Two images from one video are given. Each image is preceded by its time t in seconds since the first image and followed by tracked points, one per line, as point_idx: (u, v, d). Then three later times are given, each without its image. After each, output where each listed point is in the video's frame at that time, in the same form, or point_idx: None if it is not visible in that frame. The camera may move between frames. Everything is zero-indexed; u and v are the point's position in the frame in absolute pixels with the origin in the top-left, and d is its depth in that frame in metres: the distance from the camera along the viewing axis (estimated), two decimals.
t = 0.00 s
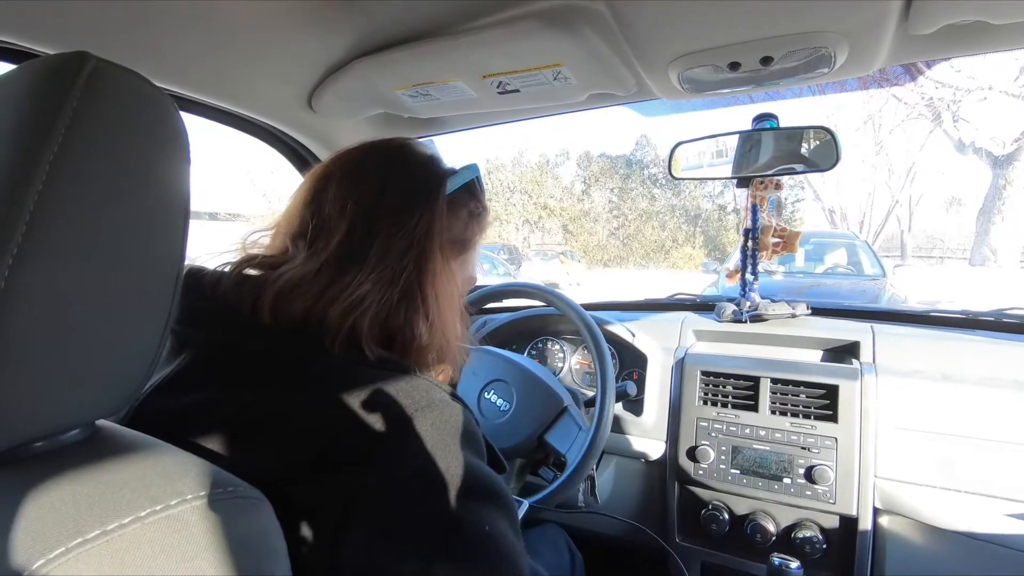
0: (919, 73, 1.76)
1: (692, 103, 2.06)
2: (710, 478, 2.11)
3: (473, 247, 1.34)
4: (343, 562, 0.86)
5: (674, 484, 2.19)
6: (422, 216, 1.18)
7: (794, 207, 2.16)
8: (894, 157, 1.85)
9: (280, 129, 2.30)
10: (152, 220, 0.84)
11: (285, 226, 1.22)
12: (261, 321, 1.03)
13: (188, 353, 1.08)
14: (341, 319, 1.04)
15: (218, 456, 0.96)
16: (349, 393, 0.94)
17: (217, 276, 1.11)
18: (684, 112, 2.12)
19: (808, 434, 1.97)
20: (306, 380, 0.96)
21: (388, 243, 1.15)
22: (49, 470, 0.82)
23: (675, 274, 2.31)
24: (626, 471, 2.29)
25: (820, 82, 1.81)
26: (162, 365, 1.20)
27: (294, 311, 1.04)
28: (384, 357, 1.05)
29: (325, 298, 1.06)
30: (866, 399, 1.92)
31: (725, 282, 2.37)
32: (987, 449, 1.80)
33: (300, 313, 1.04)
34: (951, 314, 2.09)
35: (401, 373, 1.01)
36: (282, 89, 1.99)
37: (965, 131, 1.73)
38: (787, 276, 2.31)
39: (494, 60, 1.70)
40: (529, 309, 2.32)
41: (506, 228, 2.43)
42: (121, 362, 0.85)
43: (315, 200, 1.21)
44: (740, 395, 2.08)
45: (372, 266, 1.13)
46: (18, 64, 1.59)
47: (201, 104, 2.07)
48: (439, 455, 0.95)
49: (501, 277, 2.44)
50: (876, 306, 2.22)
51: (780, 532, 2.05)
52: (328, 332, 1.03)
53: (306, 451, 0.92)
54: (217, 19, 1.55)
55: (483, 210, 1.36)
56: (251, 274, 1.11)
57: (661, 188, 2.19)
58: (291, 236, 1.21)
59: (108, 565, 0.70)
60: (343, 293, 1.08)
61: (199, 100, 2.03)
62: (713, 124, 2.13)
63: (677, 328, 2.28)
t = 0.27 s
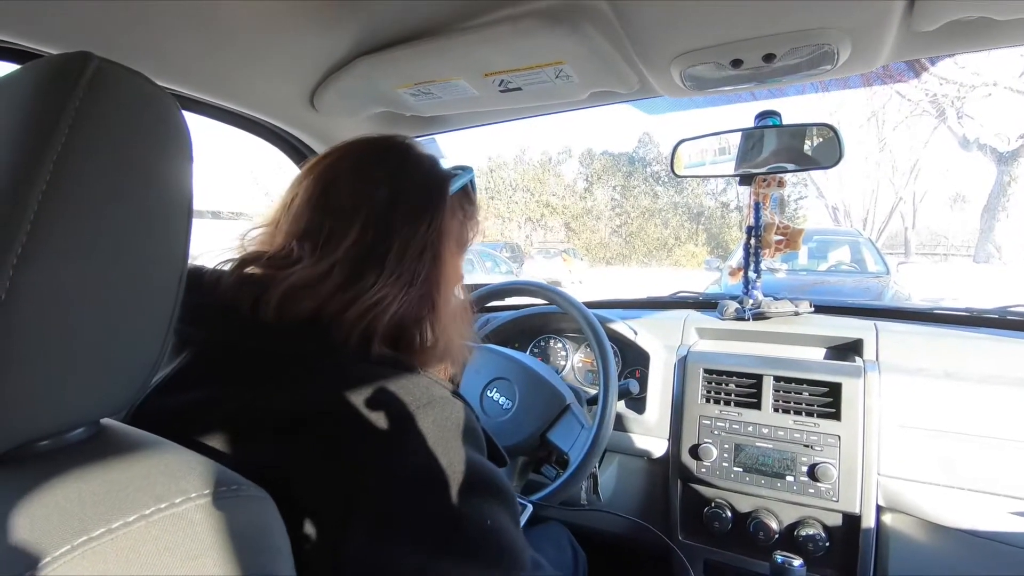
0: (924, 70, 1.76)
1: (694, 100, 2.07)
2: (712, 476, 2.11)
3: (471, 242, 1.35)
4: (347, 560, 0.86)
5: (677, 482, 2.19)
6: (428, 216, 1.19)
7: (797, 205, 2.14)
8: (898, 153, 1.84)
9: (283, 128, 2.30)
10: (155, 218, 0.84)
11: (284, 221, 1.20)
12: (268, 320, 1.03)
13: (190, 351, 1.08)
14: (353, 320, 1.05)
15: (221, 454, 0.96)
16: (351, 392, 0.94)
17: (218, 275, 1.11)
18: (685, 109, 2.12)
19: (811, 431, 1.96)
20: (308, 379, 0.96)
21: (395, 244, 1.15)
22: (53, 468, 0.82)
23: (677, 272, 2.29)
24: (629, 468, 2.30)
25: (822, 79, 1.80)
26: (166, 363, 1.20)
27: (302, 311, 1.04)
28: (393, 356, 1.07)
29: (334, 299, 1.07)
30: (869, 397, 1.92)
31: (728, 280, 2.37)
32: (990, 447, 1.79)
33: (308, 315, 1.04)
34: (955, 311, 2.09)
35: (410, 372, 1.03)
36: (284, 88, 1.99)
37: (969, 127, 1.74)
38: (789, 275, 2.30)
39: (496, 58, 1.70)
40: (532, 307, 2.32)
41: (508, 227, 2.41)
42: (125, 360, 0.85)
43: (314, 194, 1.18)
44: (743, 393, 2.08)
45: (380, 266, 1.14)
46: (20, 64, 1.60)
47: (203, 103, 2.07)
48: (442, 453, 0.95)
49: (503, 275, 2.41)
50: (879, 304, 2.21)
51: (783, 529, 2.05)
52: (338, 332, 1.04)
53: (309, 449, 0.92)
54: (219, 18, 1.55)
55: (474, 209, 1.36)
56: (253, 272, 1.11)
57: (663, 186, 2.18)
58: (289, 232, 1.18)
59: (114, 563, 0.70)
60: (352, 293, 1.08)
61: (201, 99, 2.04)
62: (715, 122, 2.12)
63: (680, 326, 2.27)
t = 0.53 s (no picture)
0: (927, 67, 1.74)
1: (697, 96, 2.05)
2: (715, 473, 2.11)
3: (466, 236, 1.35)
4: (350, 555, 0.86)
5: (679, 479, 2.18)
6: (427, 210, 1.19)
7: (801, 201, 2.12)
8: (901, 151, 1.84)
9: (285, 124, 2.29)
10: (157, 213, 0.83)
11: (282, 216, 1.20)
12: (271, 315, 1.03)
13: (192, 346, 1.08)
14: (359, 315, 1.05)
15: (226, 448, 0.96)
16: (353, 387, 0.93)
17: (220, 271, 1.11)
18: (688, 104, 2.11)
19: (814, 428, 1.96)
20: (310, 374, 0.96)
21: (396, 239, 1.15)
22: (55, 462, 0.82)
23: (679, 269, 2.29)
24: (631, 465, 2.30)
25: (827, 74, 1.79)
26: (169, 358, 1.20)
27: (305, 306, 1.04)
28: (397, 350, 1.08)
29: (338, 293, 1.06)
30: (873, 395, 1.92)
31: (731, 277, 2.37)
32: (995, 444, 1.78)
33: (311, 309, 1.04)
34: (960, 308, 2.07)
35: (414, 366, 1.03)
36: (286, 83, 1.99)
37: (972, 125, 1.72)
38: (793, 272, 2.27)
39: (498, 53, 1.69)
40: (534, 304, 2.32)
41: (510, 225, 2.37)
42: (128, 354, 0.85)
43: (313, 189, 1.17)
44: (746, 390, 2.07)
45: (382, 260, 1.14)
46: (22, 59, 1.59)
47: (205, 99, 2.07)
48: (444, 449, 0.95)
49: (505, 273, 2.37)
50: (882, 301, 2.21)
51: (786, 526, 2.05)
52: (342, 327, 1.04)
53: (311, 444, 0.91)
54: (220, 13, 1.55)
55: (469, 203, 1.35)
56: (254, 268, 1.10)
57: (667, 182, 2.17)
58: (289, 227, 1.18)
59: (118, 555, 0.71)
60: (355, 288, 1.08)
61: (203, 95, 2.03)
62: (719, 119, 2.11)
63: (683, 324, 2.26)
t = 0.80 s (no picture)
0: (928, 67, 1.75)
1: (697, 96, 2.05)
2: (715, 473, 2.10)
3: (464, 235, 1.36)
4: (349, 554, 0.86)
5: (679, 479, 2.18)
6: (426, 209, 1.19)
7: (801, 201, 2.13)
8: (901, 151, 1.85)
9: (285, 124, 2.29)
10: (157, 212, 0.83)
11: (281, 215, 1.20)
12: (272, 314, 1.03)
13: (191, 346, 1.08)
14: (360, 314, 1.05)
15: (225, 448, 0.96)
16: (353, 387, 0.94)
17: (220, 270, 1.11)
18: (688, 104, 2.11)
19: (814, 429, 1.96)
20: (309, 373, 0.96)
21: (395, 238, 1.15)
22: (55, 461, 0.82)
23: (679, 269, 2.29)
24: (631, 465, 2.30)
25: (828, 74, 1.79)
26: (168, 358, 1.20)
27: (306, 305, 1.04)
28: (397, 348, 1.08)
29: (338, 292, 1.07)
30: (873, 396, 1.92)
31: (731, 277, 2.37)
32: (994, 445, 1.78)
33: (311, 308, 1.04)
34: (961, 308, 2.06)
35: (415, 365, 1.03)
36: (286, 83, 1.99)
37: (973, 125, 1.72)
38: (793, 272, 2.28)
39: (498, 52, 1.69)
40: (534, 304, 2.32)
41: (510, 224, 2.43)
42: (128, 353, 0.85)
43: (311, 188, 1.18)
44: (745, 390, 2.07)
45: (382, 259, 1.14)
46: (23, 58, 1.59)
47: (205, 98, 2.07)
48: (443, 449, 0.95)
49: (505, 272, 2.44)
50: (882, 301, 2.20)
51: (786, 526, 2.05)
52: (343, 326, 1.04)
53: (310, 444, 0.91)
54: (221, 12, 1.55)
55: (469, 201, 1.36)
56: (254, 267, 1.10)
57: (667, 182, 2.17)
58: (288, 226, 1.18)
59: (117, 554, 0.71)
60: (356, 287, 1.09)
61: (204, 95, 2.04)
62: (719, 119, 2.11)
63: (682, 324, 2.26)
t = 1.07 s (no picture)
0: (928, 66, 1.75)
1: (697, 96, 2.05)
2: (715, 474, 2.10)
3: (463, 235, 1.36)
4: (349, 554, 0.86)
5: (679, 479, 2.18)
6: (425, 209, 1.19)
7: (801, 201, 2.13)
8: (901, 151, 1.85)
9: (284, 123, 2.29)
10: (156, 212, 0.83)
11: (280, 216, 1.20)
12: (272, 315, 1.03)
13: (191, 346, 1.08)
14: (360, 315, 1.05)
15: (225, 449, 0.96)
16: (353, 388, 0.93)
17: (220, 271, 1.10)
18: (688, 105, 2.11)
19: (814, 429, 1.96)
20: (309, 374, 0.96)
21: (395, 238, 1.15)
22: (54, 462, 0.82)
23: (679, 268, 2.29)
24: (631, 465, 2.30)
25: (827, 74, 1.79)
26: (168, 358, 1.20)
27: (305, 305, 1.04)
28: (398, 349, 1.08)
29: (338, 293, 1.07)
30: (872, 396, 1.92)
31: (730, 277, 2.36)
32: (993, 445, 1.78)
33: (311, 308, 1.04)
34: (960, 308, 2.06)
35: (415, 366, 1.04)
36: (285, 83, 1.99)
37: (973, 125, 1.72)
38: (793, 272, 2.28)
39: (497, 53, 1.69)
40: (534, 304, 2.32)
41: (510, 224, 2.42)
42: (128, 354, 0.85)
43: (310, 189, 1.18)
44: (745, 390, 2.07)
45: (381, 260, 1.14)
46: (22, 59, 1.59)
47: (205, 98, 2.07)
48: (444, 450, 0.95)
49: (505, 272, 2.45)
50: (882, 301, 2.20)
51: (785, 526, 2.05)
52: (343, 326, 1.04)
53: (310, 445, 0.91)
54: (220, 12, 1.54)
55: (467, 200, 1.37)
56: (254, 268, 1.10)
57: (667, 182, 2.17)
58: (287, 227, 1.18)
59: (117, 554, 0.71)
60: (355, 287, 1.09)
61: (203, 95, 2.03)
62: (719, 119, 2.11)
63: (682, 324, 2.26)
